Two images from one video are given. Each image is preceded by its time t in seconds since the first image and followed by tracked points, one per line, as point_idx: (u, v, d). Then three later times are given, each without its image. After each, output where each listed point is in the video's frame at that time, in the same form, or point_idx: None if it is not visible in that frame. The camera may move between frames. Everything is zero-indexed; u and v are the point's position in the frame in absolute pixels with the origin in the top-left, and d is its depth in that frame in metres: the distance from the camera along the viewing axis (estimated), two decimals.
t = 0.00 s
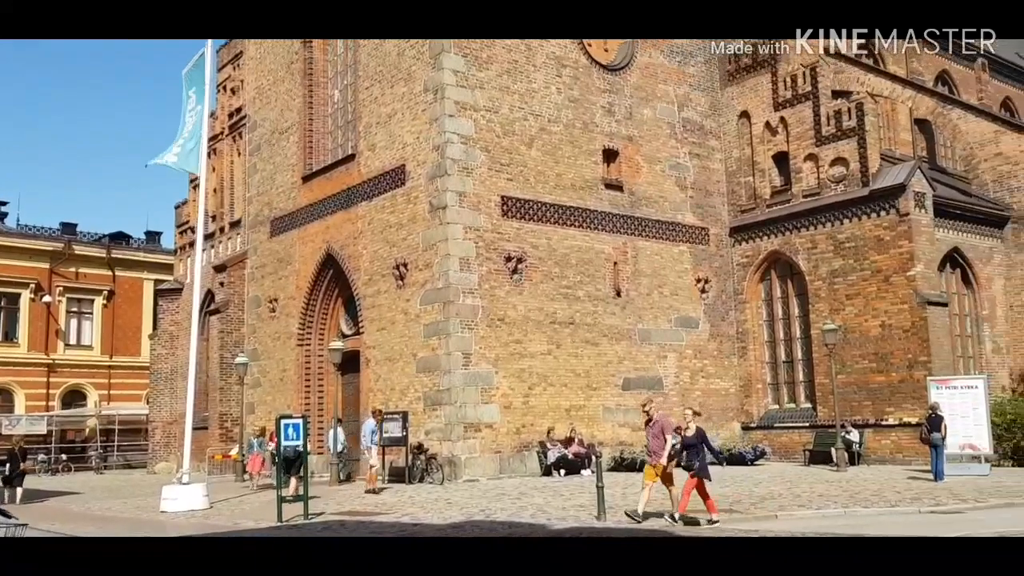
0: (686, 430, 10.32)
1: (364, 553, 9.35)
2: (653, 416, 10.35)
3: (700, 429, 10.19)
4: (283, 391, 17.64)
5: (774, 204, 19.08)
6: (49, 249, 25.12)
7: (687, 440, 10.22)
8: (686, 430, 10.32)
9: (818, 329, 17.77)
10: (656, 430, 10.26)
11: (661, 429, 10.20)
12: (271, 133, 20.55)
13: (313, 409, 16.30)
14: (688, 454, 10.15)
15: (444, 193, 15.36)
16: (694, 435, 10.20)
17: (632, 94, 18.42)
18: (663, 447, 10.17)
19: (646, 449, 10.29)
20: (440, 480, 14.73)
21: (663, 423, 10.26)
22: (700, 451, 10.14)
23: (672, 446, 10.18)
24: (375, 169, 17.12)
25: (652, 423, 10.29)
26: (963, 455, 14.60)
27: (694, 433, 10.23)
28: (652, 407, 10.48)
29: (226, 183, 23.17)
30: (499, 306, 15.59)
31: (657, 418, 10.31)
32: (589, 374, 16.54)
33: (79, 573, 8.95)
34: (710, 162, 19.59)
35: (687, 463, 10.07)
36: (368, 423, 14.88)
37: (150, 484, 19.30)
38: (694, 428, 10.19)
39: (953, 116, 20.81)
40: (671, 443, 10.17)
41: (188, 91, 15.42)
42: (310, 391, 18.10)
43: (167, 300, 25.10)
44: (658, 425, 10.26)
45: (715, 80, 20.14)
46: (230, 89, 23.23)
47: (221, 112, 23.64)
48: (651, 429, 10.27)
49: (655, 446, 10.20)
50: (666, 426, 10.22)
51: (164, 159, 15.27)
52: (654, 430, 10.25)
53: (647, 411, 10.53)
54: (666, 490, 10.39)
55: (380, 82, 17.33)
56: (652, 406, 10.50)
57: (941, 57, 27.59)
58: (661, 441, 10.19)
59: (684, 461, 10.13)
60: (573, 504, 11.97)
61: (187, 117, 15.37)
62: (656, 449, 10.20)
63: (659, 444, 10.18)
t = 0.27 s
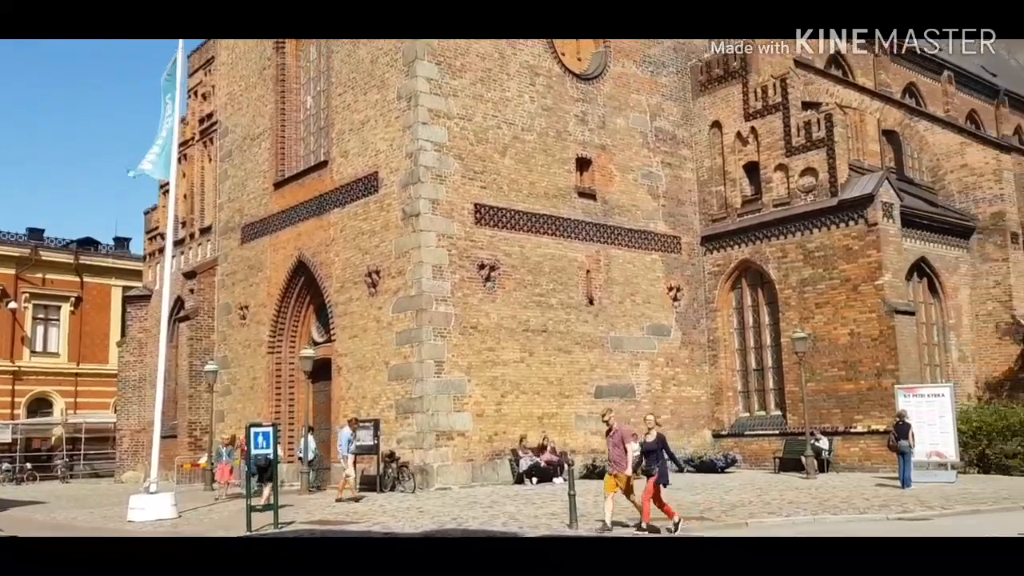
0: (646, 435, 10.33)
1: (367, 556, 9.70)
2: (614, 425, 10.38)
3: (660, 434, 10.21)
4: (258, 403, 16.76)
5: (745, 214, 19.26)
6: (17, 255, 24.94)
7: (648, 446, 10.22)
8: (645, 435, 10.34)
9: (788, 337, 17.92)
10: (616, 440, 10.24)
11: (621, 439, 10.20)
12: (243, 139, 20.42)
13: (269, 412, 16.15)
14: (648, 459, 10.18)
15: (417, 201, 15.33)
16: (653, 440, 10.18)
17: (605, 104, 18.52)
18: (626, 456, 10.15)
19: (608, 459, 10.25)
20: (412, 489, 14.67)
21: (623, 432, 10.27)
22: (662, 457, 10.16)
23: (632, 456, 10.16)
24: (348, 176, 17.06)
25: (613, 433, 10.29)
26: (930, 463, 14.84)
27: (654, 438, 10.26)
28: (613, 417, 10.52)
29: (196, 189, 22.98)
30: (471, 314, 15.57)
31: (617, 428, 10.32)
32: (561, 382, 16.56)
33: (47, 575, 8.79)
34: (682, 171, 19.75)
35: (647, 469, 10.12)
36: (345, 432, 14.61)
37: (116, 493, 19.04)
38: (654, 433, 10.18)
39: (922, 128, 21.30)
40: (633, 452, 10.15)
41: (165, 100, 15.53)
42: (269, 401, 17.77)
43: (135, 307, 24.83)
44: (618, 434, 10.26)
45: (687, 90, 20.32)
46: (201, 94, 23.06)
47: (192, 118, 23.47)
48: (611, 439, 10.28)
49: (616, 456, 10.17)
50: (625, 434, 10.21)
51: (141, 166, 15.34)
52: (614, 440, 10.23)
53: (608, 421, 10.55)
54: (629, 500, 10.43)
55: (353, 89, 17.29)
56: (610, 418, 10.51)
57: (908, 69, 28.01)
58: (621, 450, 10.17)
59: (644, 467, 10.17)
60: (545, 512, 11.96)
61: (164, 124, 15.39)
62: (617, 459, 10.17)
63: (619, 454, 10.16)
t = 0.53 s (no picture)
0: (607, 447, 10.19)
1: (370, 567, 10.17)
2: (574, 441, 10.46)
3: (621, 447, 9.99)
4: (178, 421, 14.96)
5: (715, 232, 19.43)
6: None
7: (609, 458, 10.07)
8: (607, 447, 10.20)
9: (757, 354, 18.05)
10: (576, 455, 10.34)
11: (582, 454, 10.26)
12: (212, 153, 20.28)
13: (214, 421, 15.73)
14: (609, 473, 10.09)
15: (389, 217, 15.31)
16: (613, 453, 10.03)
17: (576, 121, 18.64)
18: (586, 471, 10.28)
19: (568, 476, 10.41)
20: (382, 507, 14.56)
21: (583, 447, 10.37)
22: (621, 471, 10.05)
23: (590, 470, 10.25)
24: (319, 191, 16.99)
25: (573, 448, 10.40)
26: (897, 479, 14.93)
27: (615, 452, 10.04)
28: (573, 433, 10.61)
29: (165, 203, 22.77)
30: (443, 331, 15.53)
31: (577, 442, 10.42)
32: (532, 399, 16.54)
33: None
34: (652, 189, 19.90)
35: (606, 484, 10.07)
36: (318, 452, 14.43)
37: (79, 513, 18.68)
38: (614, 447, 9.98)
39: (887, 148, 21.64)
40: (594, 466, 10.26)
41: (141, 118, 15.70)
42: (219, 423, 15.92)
43: (101, 322, 24.49)
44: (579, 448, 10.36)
45: (657, 109, 20.51)
46: (171, 108, 22.90)
47: (160, 132, 23.28)
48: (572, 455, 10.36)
49: (577, 472, 10.30)
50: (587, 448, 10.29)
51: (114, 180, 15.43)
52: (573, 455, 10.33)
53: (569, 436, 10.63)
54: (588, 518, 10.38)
55: (325, 105, 17.26)
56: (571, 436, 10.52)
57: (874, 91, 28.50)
58: (582, 465, 10.27)
59: (605, 481, 10.10)
60: (515, 530, 11.91)
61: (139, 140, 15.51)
62: (578, 474, 10.28)
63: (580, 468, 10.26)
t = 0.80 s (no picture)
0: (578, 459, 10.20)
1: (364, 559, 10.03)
2: (542, 450, 10.44)
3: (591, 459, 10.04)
4: None
5: (693, 245, 19.53)
6: None
7: (580, 471, 10.10)
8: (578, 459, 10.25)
9: (735, 367, 18.14)
10: (544, 466, 10.29)
11: (550, 465, 10.25)
12: (189, 165, 20.16)
13: None
14: (578, 483, 10.13)
15: (368, 229, 15.27)
16: (584, 464, 10.08)
17: (555, 135, 18.70)
18: (555, 483, 10.26)
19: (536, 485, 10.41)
20: (359, 521, 14.48)
21: (550, 456, 10.36)
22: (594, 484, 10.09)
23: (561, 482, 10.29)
24: (297, 203, 16.93)
25: (540, 458, 10.36)
26: (873, 491, 15.08)
27: (585, 462, 10.10)
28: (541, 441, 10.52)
29: (141, 215, 22.61)
30: (421, 343, 15.48)
31: (545, 451, 10.40)
32: (511, 412, 16.52)
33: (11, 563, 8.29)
34: (631, 203, 20.00)
35: (575, 494, 10.14)
36: (301, 463, 14.70)
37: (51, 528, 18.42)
38: (585, 458, 10.05)
39: (862, 162, 21.89)
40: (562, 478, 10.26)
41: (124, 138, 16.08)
42: None
43: (75, 334, 24.22)
44: (548, 460, 10.31)
45: (636, 122, 20.63)
46: (148, 119, 22.76)
47: (137, 143, 23.13)
48: (539, 465, 10.30)
49: (545, 482, 10.31)
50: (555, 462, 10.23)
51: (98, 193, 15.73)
52: (541, 466, 10.29)
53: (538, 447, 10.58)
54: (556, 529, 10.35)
55: (303, 116, 17.22)
56: (540, 443, 10.52)
57: (849, 106, 28.83)
58: (551, 477, 10.25)
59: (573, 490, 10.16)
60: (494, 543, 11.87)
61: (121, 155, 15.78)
62: (547, 486, 10.28)
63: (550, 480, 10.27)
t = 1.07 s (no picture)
0: (552, 469, 10.19)
1: (365, 558, 10.16)
2: (517, 460, 10.42)
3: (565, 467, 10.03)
4: None
5: (676, 252, 19.61)
6: None
7: (553, 482, 10.07)
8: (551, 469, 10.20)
9: (718, 374, 18.19)
10: (517, 475, 10.26)
11: (526, 476, 10.19)
12: (172, 171, 20.06)
13: None
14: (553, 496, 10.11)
15: (351, 236, 15.23)
16: (557, 475, 10.04)
17: (539, 142, 18.73)
18: (528, 492, 10.16)
19: (510, 495, 10.37)
20: (342, 529, 14.40)
21: (524, 465, 10.33)
22: (565, 494, 10.07)
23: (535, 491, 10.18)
24: (280, 210, 16.87)
25: (514, 467, 10.32)
26: (855, 497, 15.18)
27: (559, 473, 10.05)
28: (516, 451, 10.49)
29: (122, 221, 22.46)
30: (405, 350, 15.44)
31: (519, 460, 10.37)
32: (495, 420, 16.50)
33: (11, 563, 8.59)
34: (615, 211, 20.07)
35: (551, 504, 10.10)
36: (290, 471, 14.67)
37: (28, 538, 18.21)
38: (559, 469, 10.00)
39: (843, 171, 22.09)
40: (535, 488, 10.14)
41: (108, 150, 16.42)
42: None
43: (55, 342, 24.00)
44: (522, 469, 10.27)
45: (620, 130, 20.71)
46: (130, 125, 22.64)
47: (119, 149, 22.99)
48: (513, 475, 10.29)
49: (519, 492, 10.23)
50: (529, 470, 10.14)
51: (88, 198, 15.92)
52: (515, 474, 10.24)
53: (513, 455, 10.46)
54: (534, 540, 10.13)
55: (287, 123, 17.18)
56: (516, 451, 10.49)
57: (831, 115, 29.07)
58: (525, 486, 10.19)
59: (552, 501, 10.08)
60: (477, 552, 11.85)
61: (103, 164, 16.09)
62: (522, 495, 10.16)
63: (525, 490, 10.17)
